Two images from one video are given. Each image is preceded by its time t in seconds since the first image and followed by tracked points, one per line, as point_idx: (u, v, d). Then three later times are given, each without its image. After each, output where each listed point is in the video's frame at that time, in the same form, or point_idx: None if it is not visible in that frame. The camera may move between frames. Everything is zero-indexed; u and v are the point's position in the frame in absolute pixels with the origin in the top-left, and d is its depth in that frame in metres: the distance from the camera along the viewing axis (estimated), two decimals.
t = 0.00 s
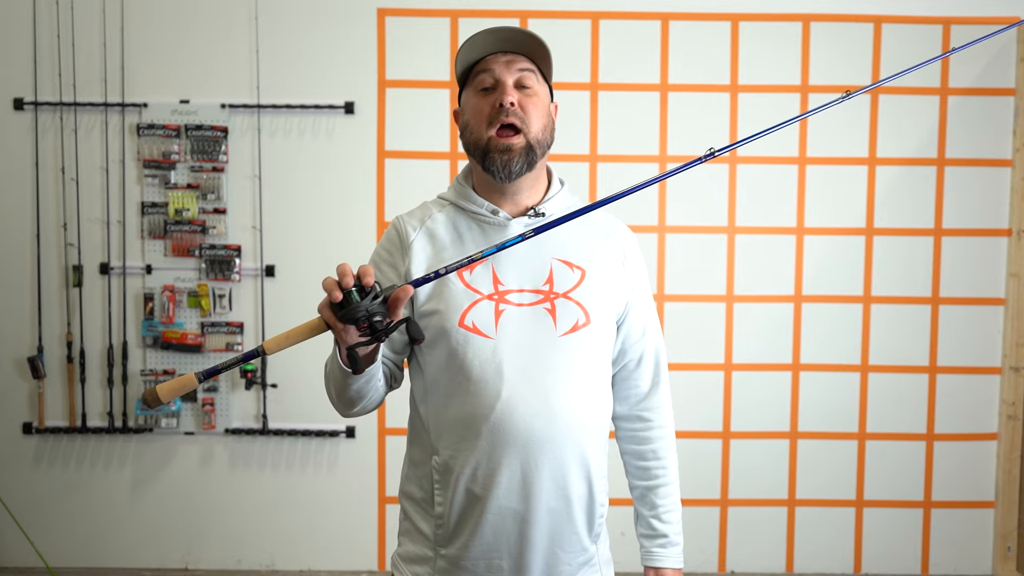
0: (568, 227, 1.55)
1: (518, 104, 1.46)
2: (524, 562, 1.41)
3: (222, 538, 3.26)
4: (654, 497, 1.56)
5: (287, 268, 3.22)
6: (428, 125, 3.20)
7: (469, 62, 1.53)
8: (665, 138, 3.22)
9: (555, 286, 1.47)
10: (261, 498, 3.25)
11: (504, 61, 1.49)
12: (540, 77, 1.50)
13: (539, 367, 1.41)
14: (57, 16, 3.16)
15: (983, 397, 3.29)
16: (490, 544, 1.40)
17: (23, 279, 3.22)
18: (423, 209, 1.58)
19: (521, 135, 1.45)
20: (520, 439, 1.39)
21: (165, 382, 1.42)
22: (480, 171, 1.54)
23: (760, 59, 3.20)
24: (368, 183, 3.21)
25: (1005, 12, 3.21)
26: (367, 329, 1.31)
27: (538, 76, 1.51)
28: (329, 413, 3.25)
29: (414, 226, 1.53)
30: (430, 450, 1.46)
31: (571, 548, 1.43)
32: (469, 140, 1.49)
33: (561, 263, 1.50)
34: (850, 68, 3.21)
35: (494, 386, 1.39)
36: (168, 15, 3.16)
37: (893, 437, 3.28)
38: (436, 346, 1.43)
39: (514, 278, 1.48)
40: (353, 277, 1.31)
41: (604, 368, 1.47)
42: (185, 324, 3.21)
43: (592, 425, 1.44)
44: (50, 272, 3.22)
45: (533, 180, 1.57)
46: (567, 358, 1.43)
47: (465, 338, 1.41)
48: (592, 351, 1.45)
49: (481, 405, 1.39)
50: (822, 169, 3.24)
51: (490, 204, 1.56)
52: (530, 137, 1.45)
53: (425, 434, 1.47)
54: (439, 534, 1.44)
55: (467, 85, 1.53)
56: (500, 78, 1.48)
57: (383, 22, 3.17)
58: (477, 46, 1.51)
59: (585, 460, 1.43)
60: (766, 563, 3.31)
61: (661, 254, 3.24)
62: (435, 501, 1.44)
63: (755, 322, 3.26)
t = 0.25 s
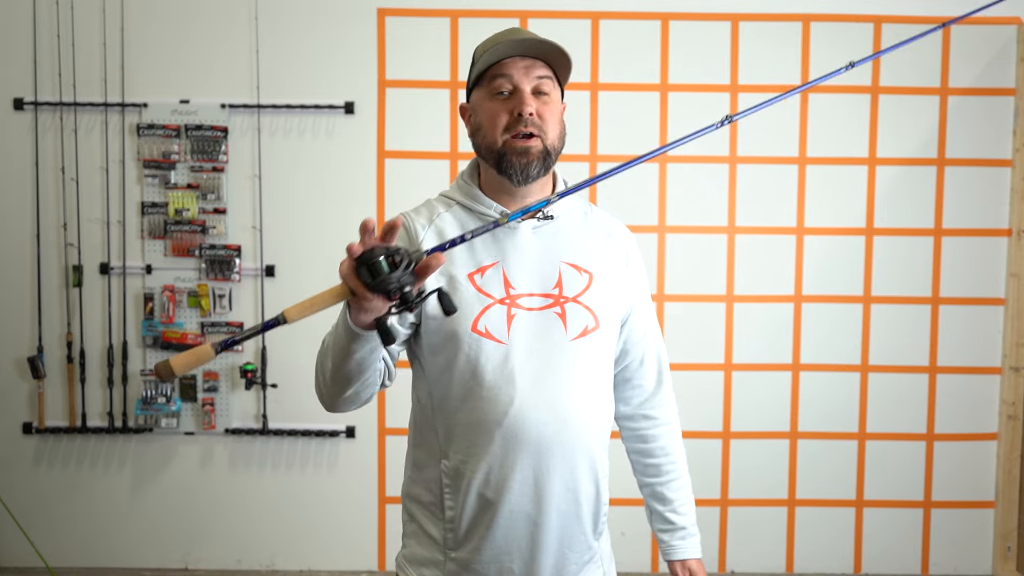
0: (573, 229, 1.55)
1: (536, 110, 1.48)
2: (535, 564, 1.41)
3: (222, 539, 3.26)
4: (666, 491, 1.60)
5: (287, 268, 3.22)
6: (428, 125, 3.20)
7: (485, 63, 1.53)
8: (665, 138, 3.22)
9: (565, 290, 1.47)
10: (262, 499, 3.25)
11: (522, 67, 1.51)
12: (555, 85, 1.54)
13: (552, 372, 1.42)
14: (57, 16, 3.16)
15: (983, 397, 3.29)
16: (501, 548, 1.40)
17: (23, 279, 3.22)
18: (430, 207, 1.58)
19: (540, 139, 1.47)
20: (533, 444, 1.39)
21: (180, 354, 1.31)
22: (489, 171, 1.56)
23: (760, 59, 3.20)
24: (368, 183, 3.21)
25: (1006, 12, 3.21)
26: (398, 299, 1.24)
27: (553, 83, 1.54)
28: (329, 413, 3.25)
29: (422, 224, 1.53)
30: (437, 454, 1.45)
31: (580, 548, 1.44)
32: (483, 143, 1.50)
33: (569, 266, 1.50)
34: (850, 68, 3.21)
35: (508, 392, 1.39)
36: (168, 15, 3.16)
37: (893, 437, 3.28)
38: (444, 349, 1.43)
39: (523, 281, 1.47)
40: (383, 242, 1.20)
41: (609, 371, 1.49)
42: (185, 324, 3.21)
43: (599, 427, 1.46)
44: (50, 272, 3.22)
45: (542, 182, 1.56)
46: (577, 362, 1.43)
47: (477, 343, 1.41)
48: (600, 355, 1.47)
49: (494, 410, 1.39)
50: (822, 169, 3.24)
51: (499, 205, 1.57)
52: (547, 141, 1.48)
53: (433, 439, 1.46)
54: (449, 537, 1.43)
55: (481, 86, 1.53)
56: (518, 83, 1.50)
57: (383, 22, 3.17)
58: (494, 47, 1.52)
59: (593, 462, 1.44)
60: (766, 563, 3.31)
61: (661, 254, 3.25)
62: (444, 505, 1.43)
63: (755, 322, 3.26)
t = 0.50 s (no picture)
0: (581, 230, 1.55)
1: (551, 113, 1.48)
2: (543, 563, 1.42)
3: (222, 538, 3.26)
4: (663, 487, 1.62)
5: (287, 268, 3.22)
6: (429, 125, 3.20)
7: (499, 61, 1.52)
8: (665, 138, 3.22)
9: (575, 292, 1.47)
10: (262, 499, 3.25)
11: (537, 68, 1.50)
12: (569, 87, 1.53)
13: (564, 374, 1.42)
14: (57, 16, 3.16)
15: (983, 397, 3.29)
16: (511, 548, 1.40)
17: (23, 279, 3.22)
18: (439, 206, 1.56)
19: (553, 142, 1.47)
20: (545, 446, 1.40)
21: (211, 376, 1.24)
22: (499, 171, 1.55)
23: (760, 59, 3.20)
24: (368, 183, 3.21)
25: (1006, 12, 3.21)
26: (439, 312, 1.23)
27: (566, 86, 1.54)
28: (329, 413, 3.25)
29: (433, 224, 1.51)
30: (446, 456, 1.44)
31: (585, 547, 1.46)
32: (496, 144, 1.50)
33: (579, 268, 1.50)
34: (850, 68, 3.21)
35: (521, 395, 1.39)
36: (168, 15, 3.16)
37: (893, 437, 3.28)
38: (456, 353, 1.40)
39: (535, 283, 1.47)
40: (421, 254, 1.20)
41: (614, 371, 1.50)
42: (185, 324, 3.21)
43: (605, 428, 1.47)
44: (50, 272, 3.22)
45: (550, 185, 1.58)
46: (587, 365, 1.44)
47: (491, 347, 1.39)
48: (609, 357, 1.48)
49: (507, 413, 1.39)
50: (822, 169, 3.24)
51: (509, 206, 1.56)
52: (561, 144, 1.48)
53: (441, 441, 1.44)
54: (457, 538, 1.43)
55: (494, 86, 1.52)
56: (532, 85, 1.49)
57: (383, 22, 3.17)
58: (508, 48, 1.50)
59: (600, 463, 1.46)
60: (766, 563, 3.31)
61: (662, 254, 3.25)
62: (453, 507, 1.43)
63: (755, 322, 3.26)
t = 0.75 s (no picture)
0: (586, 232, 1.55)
1: (550, 123, 1.47)
2: (545, 563, 1.42)
3: (222, 538, 3.26)
4: (651, 486, 1.64)
5: (287, 268, 3.22)
6: (428, 125, 3.20)
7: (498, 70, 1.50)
8: (665, 138, 3.22)
9: (579, 295, 1.48)
10: (262, 498, 3.25)
11: (537, 76, 1.48)
12: (570, 93, 1.51)
13: (566, 377, 1.42)
14: (57, 16, 3.16)
15: (983, 397, 3.29)
16: (512, 549, 1.41)
17: (23, 278, 3.22)
18: (443, 209, 1.56)
19: (553, 153, 1.47)
20: (548, 448, 1.39)
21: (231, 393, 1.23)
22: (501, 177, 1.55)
23: (760, 59, 3.20)
24: (368, 183, 3.21)
25: (1005, 13, 3.21)
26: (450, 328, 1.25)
27: (568, 91, 1.51)
28: (330, 413, 3.25)
29: (437, 228, 1.51)
30: (449, 456, 1.44)
31: (588, 548, 1.45)
32: (496, 153, 1.50)
33: (583, 271, 1.51)
34: (850, 68, 3.21)
35: (524, 397, 1.39)
36: (168, 15, 3.16)
37: (893, 437, 3.28)
38: (460, 357, 1.40)
39: (538, 286, 1.48)
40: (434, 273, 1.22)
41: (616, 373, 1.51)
42: (185, 324, 3.21)
43: (609, 429, 1.47)
44: (50, 272, 3.22)
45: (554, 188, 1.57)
46: (591, 367, 1.44)
47: (494, 350, 1.39)
48: (612, 359, 1.48)
49: (510, 415, 1.39)
50: (822, 169, 3.24)
51: (513, 210, 1.55)
52: (561, 154, 1.47)
53: (445, 441, 1.44)
54: (460, 538, 1.43)
55: (494, 93, 1.51)
56: (532, 94, 1.48)
57: (383, 22, 3.17)
58: (508, 54, 1.48)
59: (602, 464, 1.46)
60: (766, 563, 3.31)
61: (662, 254, 3.25)
62: (456, 507, 1.43)
63: (755, 322, 3.26)
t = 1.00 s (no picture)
0: (583, 230, 1.54)
1: (533, 120, 1.47)
2: (536, 562, 1.41)
3: (222, 538, 3.26)
4: (668, 494, 1.59)
5: (287, 268, 3.22)
6: (428, 125, 3.20)
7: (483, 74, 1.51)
8: (665, 138, 3.22)
9: (570, 292, 1.47)
10: (262, 499, 3.25)
11: (519, 76, 1.48)
12: (556, 90, 1.50)
13: (555, 373, 1.41)
14: (57, 16, 3.16)
15: (983, 396, 3.29)
16: (502, 546, 1.41)
17: (23, 278, 3.22)
18: (439, 209, 1.58)
19: (538, 147, 1.46)
20: (535, 444, 1.39)
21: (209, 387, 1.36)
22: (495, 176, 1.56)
23: (760, 59, 3.20)
24: (368, 183, 3.21)
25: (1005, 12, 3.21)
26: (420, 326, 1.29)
27: (554, 89, 1.50)
28: (329, 413, 3.25)
29: (431, 227, 1.53)
30: (443, 452, 1.46)
31: (581, 548, 1.44)
32: (482, 152, 1.51)
33: (576, 268, 1.50)
34: (850, 68, 3.21)
35: (511, 392, 1.39)
36: (168, 15, 3.16)
37: (893, 437, 3.28)
38: (451, 351, 1.42)
39: (529, 283, 1.47)
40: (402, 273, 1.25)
41: (616, 372, 1.48)
42: (185, 324, 3.21)
43: (604, 429, 1.45)
44: (50, 272, 3.22)
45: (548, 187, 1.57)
46: (581, 364, 1.43)
47: (482, 344, 1.41)
48: (605, 357, 1.46)
49: (497, 410, 1.39)
50: (822, 169, 3.24)
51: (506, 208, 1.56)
52: (546, 149, 1.46)
53: (438, 437, 1.46)
54: (452, 534, 1.44)
55: (480, 96, 1.52)
56: (514, 94, 1.48)
57: (383, 22, 3.17)
58: (490, 59, 1.49)
59: (596, 463, 1.44)
60: (766, 563, 3.31)
61: (661, 254, 3.25)
62: (448, 502, 1.44)
63: (755, 322, 3.26)
